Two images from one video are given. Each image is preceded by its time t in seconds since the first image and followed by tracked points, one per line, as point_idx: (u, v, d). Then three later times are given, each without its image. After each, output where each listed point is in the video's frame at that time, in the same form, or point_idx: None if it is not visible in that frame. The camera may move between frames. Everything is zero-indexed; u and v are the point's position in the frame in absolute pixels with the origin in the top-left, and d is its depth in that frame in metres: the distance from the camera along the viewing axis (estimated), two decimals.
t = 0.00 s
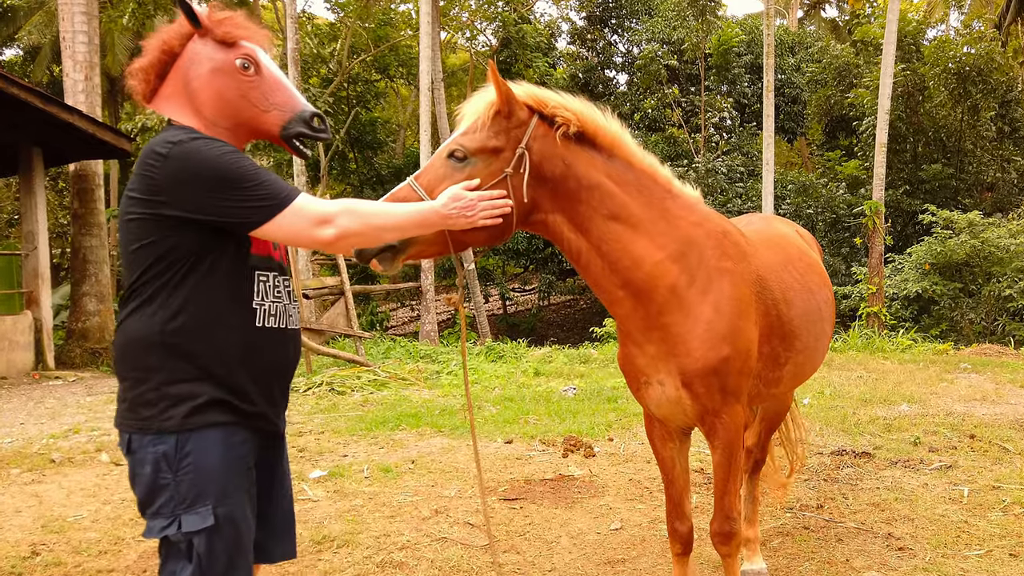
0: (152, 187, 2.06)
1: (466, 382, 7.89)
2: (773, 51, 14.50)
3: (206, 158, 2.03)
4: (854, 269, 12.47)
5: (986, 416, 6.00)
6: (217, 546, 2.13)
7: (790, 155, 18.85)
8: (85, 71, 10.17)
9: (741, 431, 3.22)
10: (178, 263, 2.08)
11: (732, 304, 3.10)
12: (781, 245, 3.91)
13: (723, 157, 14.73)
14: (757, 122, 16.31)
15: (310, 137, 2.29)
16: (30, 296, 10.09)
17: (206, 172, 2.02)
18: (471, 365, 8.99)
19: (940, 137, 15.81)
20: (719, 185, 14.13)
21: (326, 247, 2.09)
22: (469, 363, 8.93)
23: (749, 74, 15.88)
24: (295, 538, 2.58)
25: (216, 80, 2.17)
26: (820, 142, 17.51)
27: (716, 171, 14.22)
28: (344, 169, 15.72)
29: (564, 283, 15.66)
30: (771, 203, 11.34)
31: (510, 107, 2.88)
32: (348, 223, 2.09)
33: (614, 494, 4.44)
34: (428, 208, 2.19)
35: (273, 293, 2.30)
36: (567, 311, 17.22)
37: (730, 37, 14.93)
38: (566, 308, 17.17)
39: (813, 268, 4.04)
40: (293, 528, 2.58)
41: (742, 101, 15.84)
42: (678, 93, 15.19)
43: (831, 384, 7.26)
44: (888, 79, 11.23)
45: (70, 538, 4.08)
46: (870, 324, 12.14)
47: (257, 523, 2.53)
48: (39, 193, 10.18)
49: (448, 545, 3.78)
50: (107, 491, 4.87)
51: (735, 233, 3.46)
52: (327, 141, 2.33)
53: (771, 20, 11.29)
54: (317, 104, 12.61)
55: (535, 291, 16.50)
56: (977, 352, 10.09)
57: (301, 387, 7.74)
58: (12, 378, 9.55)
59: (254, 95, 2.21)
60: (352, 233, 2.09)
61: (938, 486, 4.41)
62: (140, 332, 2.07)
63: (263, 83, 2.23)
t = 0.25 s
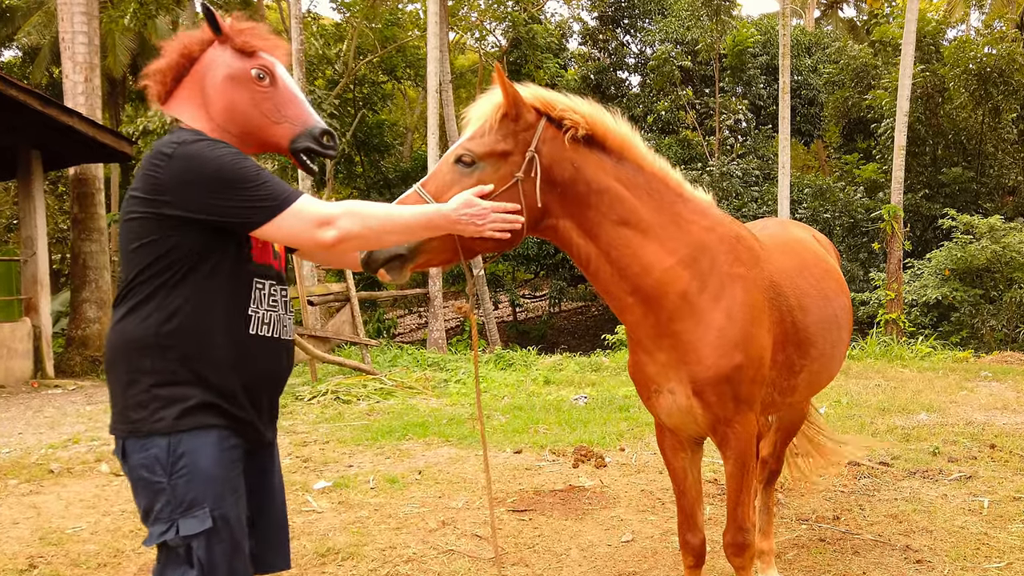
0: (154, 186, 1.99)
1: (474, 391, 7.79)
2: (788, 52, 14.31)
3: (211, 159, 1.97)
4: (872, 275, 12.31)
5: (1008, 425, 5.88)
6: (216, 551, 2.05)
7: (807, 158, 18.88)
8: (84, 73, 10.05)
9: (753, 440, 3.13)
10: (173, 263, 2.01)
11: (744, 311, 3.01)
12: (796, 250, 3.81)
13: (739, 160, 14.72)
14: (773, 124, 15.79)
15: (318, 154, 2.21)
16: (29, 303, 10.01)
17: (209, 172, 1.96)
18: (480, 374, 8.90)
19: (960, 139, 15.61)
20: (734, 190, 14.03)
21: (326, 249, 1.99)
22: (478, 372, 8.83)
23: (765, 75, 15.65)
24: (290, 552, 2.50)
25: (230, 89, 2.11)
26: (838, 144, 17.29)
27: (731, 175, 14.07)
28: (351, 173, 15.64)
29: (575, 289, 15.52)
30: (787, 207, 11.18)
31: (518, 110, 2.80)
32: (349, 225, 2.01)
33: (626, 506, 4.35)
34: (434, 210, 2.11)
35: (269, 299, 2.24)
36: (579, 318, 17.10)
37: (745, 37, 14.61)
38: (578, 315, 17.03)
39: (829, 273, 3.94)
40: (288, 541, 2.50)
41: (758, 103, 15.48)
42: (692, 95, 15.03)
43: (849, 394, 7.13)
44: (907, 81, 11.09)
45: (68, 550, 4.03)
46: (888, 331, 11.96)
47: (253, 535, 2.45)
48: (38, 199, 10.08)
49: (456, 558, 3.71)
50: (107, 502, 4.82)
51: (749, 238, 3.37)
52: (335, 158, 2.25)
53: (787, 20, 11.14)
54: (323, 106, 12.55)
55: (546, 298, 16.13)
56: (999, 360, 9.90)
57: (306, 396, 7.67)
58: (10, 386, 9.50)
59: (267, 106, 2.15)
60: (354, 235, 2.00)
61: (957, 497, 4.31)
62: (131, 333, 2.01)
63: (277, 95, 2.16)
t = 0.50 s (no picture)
0: (157, 188, 1.93)
1: (483, 401, 7.70)
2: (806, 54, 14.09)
3: (217, 163, 1.91)
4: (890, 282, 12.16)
5: None
6: (217, 558, 1.97)
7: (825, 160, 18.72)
8: (85, 75, 9.92)
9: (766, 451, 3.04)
10: (175, 266, 1.95)
11: (756, 318, 2.93)
12: (811, 256, 3.72)
13: (754, 163, 14.59)
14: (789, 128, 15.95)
15: (326, 168, 2.13)
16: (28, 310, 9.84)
17: (214, 176, 1.90)
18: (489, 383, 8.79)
19: (980, 143, 15.47)
20: (750, 195, 13.76)
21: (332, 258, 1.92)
22: (485, 381, 8.72)
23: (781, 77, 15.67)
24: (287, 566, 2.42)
25: (244, 96, 2.04)
26: (855, 148, 17.06)
27: (745, 180, 13.87)
28: (357, 177, 15.56)
29: (586, 296, 15.36)
30: (803, 212, 11.04)
31: (526, 112, 2.73)
32: (355, 234, 1.94)
33: (637, 518, 4.28)
34: (444, 220, 2.04)
35: (272, 308, 2.16)
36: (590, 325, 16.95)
37: (761, 38, 14.77)
38: (589, 322, 16.88)
39: (845, 281, 3.84)
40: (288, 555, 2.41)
41: (773, 105, 15.50)
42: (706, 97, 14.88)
43: (865, 403, 7.02)
44: (925, 83, 10.98)
45: (67, 564, 3.97)
46: (906, 339, 11.80)
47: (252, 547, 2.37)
48: (37, 203, 9.91)
49: (462, 572, 3.63)
50: (106, 514, 4.76)
51: (762, 244, 3.28)
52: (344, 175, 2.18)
53: (803, 21, 11.03)
54: (330, 109, 12.50)
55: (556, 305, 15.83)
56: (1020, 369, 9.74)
57: (311, 405, 7.61)
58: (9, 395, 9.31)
59: (279, 116, 2.08)
60: (359, 243, 1.93)
61: (976, 509, 4.21)
62: (129, 335, 1.94)
63: (291, 106, 2.10)
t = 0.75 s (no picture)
0: (171, 193, 1.87)
1: (492, 410, 7.61)
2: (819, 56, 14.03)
3: (235, 168, 1.85)
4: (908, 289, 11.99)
5: None
6: None
7: (841, 166, 18.34)
8: (85, 77, 9.74)
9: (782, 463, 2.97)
10: (186, 274, 1.88)
11: (771, 327, 2.85)
12: (827, 263, 3.64)
13: (769, 168, 14.09)
14: (804, 131, 15.30)
15: (347, 174, 2.07)
16: (27, 317, 9.48)
17: (231, 181, 1.84)
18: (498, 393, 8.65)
19: (1001, 146, 15.36)
20: (764, 200, 13.56)
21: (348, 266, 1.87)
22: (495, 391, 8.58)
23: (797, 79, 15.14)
24: None
25: (261, 102, 1.99)
26: (872, 152, 16.77)
27: (760, 184, 13.62)
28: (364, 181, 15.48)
29: (598, 303, 15.15)
30: (819, 218, 10.89)
31: (536, 116, 2.67)
32: (370, 240, 1.89)
33: (648, 530, 4.20)
34: (460, 224, 2.00)
35: (284, 319, 2.10)
36: (601, 333, 16.74)
37: (775, 39, 14.47)
38: (600, 330, 16.70)
39: (862, 288, 3.76)
40: (286, 572, 2.35)
41: (789, 108, 15.01)
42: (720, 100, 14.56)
43: (883, 413, 6.91)
44: (945, 86, 10.86)
45: None
46: (924, 347, 11.61)
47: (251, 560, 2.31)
48: (37, 208, 9.55)
49: None
50: (107, 526, 4.71)
51: (777, 250, 3.20)
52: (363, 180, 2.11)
53: (819, 22, 10.91)
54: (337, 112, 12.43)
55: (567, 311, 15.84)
56: None
57: (315, 415, 7.55)
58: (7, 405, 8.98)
59: (297, 122, 2.02)
60: (374, 251, 1.88)
61: (995, 521, 4.12)
62: (134, 344, 1.87)
63: (309, 111, 2.04)
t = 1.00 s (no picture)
0: (175, 197, 1.82)
1: (501, 418, 7.54)
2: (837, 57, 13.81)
3: (243, 173, 1.79)
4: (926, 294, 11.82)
5: None
6: None
7: (859, 169, 17.97)
8: (87, 79, 9.51)
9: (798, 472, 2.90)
10: (189, 283, 1.82)
11: (788, 333, 2.78)
12: (844, 268, 3.56)
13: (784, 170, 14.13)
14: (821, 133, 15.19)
15: (359, 181, 1.99)
16: (26, 324, 9.18)
17: (239, 187, 1.78)
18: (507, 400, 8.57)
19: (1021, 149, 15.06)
20: (779, 204, 13.51)
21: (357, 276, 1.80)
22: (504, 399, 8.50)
23: (812, 80, 14.97)
24: None
25: (272, 105, 1.93)
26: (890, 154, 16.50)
27: (775, 188, 13.58)
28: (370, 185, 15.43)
29: (609, 309, 14.92)
30: (834, 221, 10.76)
31: (550, 116, 2.59)
32: (381, 249, 1.83)
33: (661, 540, 4.13)
34: (470, 234, 1.91)
35: (291, 329, 2.02)
36: (612, 339, 16.53)
37: (790, 40, 14.34)
38: (612, 337, 16.50)
39: (879, 293, 3.68)
40: None
41: (805, 110, 14.86)
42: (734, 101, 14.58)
43: (900, 421, 6.81)
44: (963, 86, 10.74)
45: None
46: (943, 354, 11.45)
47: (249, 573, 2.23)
48: (36, 212, 9.29)
49: None
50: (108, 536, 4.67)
51: (792, 255, 3.12)
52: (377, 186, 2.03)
53: (834, 22, 10.80)
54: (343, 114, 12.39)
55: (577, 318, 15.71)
56: None
57: (321, 423, 7.49)
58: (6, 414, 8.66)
59: (309, 127, 1.96)
60: (387, 260, 1.82)
61: (1016, 531, 4.04)
62: (134, 353, 1.83)
63: (321, 116, 1.97)
